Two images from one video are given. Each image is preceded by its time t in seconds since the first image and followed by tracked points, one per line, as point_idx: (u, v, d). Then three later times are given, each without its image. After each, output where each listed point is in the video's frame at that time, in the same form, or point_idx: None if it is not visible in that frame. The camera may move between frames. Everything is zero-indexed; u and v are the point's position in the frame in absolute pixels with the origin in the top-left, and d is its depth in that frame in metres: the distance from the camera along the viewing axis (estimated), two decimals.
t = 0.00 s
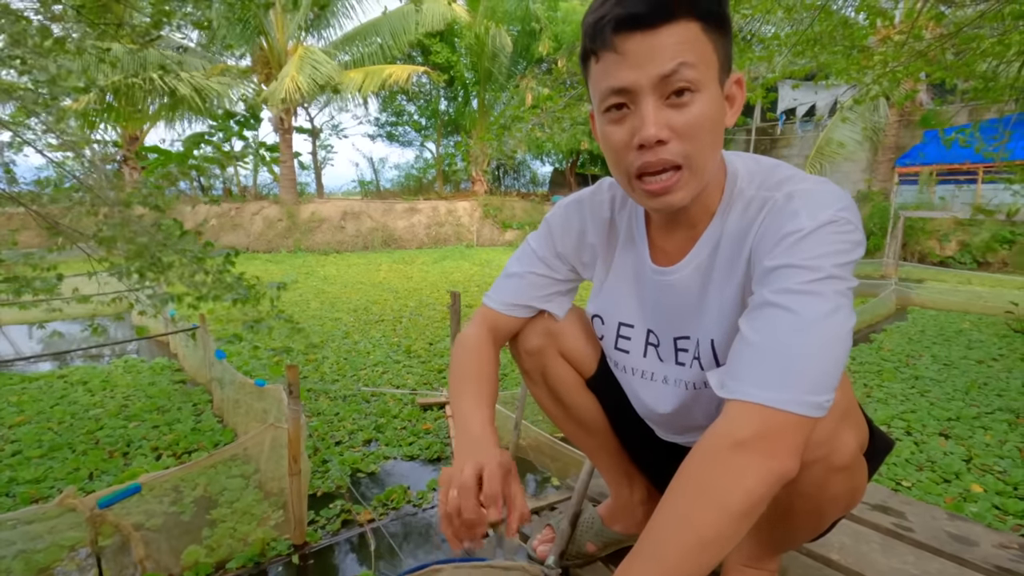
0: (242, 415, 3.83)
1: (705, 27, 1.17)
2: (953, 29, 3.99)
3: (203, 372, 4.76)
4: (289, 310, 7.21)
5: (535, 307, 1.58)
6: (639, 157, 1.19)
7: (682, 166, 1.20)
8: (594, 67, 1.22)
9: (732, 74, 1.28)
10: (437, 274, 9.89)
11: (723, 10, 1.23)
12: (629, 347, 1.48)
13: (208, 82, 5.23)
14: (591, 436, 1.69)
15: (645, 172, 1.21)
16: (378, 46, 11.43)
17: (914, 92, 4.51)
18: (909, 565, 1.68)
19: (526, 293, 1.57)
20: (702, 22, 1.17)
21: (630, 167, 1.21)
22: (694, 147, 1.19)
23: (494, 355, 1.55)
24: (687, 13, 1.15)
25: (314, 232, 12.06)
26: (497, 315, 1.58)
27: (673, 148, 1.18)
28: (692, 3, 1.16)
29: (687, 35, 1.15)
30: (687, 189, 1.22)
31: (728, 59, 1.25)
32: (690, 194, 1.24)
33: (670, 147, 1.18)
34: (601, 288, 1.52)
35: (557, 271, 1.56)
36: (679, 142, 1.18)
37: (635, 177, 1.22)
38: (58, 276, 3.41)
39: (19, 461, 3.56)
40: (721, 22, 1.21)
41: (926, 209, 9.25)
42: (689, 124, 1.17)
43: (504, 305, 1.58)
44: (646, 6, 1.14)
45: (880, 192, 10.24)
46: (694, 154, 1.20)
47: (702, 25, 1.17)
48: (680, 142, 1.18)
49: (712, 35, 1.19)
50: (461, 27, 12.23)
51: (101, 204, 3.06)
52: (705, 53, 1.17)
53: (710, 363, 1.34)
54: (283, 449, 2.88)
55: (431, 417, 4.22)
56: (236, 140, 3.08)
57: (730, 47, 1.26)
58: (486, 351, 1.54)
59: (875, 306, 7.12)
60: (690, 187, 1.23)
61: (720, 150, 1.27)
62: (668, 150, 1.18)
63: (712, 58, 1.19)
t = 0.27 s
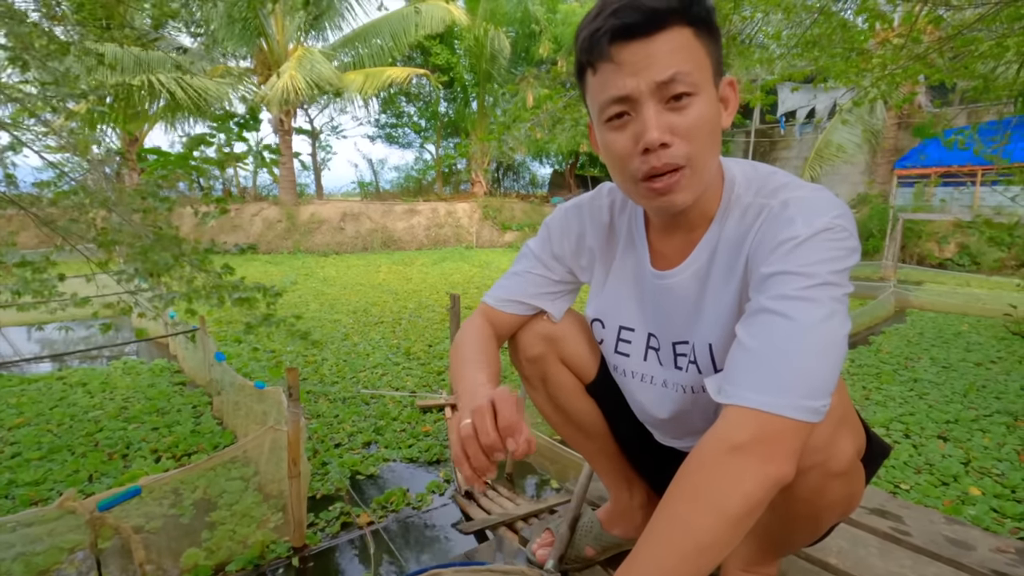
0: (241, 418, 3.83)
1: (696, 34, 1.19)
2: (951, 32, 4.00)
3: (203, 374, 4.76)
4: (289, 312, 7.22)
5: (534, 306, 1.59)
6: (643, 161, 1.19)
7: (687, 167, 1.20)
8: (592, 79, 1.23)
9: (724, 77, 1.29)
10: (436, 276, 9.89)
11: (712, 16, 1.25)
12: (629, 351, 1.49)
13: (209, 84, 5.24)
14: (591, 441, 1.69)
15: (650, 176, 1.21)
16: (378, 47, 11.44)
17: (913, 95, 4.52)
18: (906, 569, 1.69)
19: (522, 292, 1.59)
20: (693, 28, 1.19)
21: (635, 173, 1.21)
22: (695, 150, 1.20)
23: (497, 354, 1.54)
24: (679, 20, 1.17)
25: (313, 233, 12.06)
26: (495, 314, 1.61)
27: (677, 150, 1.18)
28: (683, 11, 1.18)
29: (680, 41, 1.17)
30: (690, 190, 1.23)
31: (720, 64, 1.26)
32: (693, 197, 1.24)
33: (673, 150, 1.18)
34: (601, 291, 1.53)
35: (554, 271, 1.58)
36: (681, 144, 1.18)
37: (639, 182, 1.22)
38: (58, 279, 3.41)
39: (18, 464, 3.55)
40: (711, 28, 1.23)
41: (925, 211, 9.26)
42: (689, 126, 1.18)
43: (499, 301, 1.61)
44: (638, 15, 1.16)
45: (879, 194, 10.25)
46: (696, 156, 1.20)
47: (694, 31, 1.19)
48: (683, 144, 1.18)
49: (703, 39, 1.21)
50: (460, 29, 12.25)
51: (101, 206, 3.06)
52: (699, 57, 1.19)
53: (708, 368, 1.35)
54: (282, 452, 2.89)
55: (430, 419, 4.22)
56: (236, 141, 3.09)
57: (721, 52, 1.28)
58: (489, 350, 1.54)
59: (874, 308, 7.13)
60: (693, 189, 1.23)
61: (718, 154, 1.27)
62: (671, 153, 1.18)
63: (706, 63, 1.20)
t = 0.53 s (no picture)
0: (240, 419, 3.83)
1: (695, 35, 1.20)
2: (950, 33, 4.00)
3: (202, 375, 4.76)
4: (289, 313, 7.22)
5: (540, 317, 1.55)
6: (640, 157, 1.19)
7: (682, 166, 1.20)
8: (592, 76, 1.23)
9: (722, 80, 1.29)
10: (436, 276, 9.90)
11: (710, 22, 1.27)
12: (629, 351, 1.49)
13: (209, 84, 5.24)
14: (591, 442, 1.69)
15: (647, 172, 1.20)
16: (378, 48, 11.45)
17: (912, 95, 4.52)
18: (905, 570, 1.68)
19: (527, 304, 1.53)
20: (692, 30, 1.20)
21: (631, 169, 1.21)
22: (692, 148, 1.20)
23: (496, 361, 1.53)
24: (678, 20, 1.18)
25: (313, 234, 12.07)
26: (499, 325, 1.55)
27: (675, 147, 1.18)
28: (682, 13, 1.19)
29: (680, 42, 1.18)
30: (686, 189, 1.22)
31: (718, 66, 1.27)
32: (687, 196, 1.24)
33: (670, 147, 1.18)
34: (601, 292, 1.52)
35: (558, 275, 1.53)
36: (678, 142, 1.18)
37: (636, 178, 1.22)
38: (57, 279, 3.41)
39: (17, 465, 3.55)
40: (710, 31, 1.24)
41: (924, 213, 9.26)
42: (686, 124, 1.18)
43: (506, 315, 1.54)
44: (639, 15, 1.17)
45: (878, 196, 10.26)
46: (692, 155, 1.20)
47: (694, 33, 1.20)
48: (680, 140, 1.18)
49: (702, 42, 1.21)
50: (460, 30, 12.26)
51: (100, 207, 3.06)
52: (697, 58, 1.19)
53: (707, 368, 1.35)
54: (282, 452, 2.88)
55: (430, 420, 4.22)
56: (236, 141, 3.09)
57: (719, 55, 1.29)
58: (488, 364, 1.51)
59: (873, 309, 7.12)
60: (688, 188, 1.23)
61: (714, 153, 1.28)
62: (668, 150, 1.18)
63: (704, 64, 1.21)
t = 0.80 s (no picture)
0: (240, 419, 3.82)
1: (723, 43, 1.19)
2: (950, 35, 4.01)
3: (202, 374, 4.76)
4: (288, 313, 7.22)
5: (540, 319, 1.53)
6: (637, 149, 1.19)
7: (677, 167, 1.20)
8: (613, 55, 1.22)
9: (735, 94, 1.28)
10: (436, 277, 9.90)
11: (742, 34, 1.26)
12: (625, 350, 1.48)
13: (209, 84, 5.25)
14: (588, 441, 1.69)
15: (639, 165, 1.21)
16: (378, 49, 11.44)
17: (912, 97, 4.53)
18: (905, 571, 1.68)
19: (526, 307, 1.51)
20: (721, 37, 1.19)
21: (625, 159, 1.21)
22: (692, 153, 1.19)
23: (496, 365, 1.51)
24: (709, 25, 1.17)
25: (312, 234, 12.07)
26: (499, 330, 1.53)
27: (673, 147, 1.18)
28: (716, 17, 1.17)
29: (705, 45, 1.16)
30: (677, 192, 1.22)
31: (738, 80, 1.26)
32: (678, 197, 1.24)
33: (669, 146, 1.17)
34: (597, 291, 1.52)
35: (557, 276, 1.52)
36: (678, 143, 1.18)
37: (628, 169, 1.22)
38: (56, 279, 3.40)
39: (16, 465, 3.55)
40: (738, 44, 1.23)
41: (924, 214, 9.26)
42: (690, 127, 1.17)
43: (505, 320, 1.52)
44: (675, 8, 1.16)
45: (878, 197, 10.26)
46: (690, 159, 1.20)
47: (721, 40, 1.18)
48: (680, 142, 1.18)
49: (727, 53, 1.20)
50: (461, 31, 12.27)
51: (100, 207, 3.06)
52: (718, 67, 1.18)
53: (701, 367, 1.34)
54: (281, 452, 2.88)
55: (429, 420, 4.21)
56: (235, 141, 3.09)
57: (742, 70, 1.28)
58: (486, 368, 1.49)
59: (873, 310, 7.13)
60: (681, 190, 1.23)
61: (715, 160, 1.28)
62: (665, 149, 1.18)
63: (723, 73, 1.20)
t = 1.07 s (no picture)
0: (241, 419, 3.82)
1: (732, 43, 1.19)
2: (952, 36, 4.00)
3: (203, 375, 4.76)
4: (289, 313, 7.22)
5: (546, 322, 1.52)
6: (643, 144, 1.19)
7: (683, 164, 1.19)
8: (621, 52, 1.22)
9: (742, 96, 1.28)
10: (437, 277, 9.90)
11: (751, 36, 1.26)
12: (630, 351, 1.48)
13: (210, 84, 5.24)
14: (591, 442, 1.69)
15: (645, 160, 1.20)
16: (380, 49, 11.44)
17: (914, 98, 4.53)
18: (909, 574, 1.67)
19: (532, 310, 1.50)
20: (730, 35, 1.19)
21: (631, 154, 1.21)
22: (699, 150, 1.19)
23: (503, 368, 1.50)
24: (718, 23, 1.17)
25: (313, 234, 12.07)
26: (505, 333, 1.52)
27: (679, 144, 1.17)
28: (726, 15, 1.18)
29: (712, 42, 1.17)
30: (683, 189, 1.22)
31: (746, 82, 1.26)
32: (684, 195, 1.23)
33: (675, 143, 1.17)
34: (602, 293, 1.51)
35: (563, 278, 1.52)
36: (685, 140, 1.18)
37: (634, 164, 1.22)
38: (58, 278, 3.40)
39: (17, 465, 3.55)
40: (747, 45, 1.24)
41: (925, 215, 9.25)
42: (697, 125, 1.17)
43: (511, 324, 1.51)
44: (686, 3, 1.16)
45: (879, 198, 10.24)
46: (697, 157, 1.20)
47: (730, 39, 1.19)
48: (686, 139, 1.17)
49: (735, 52, 1.21)
50: (462, 31, 12.27)
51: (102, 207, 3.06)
52: (726, 65, 1.19)
53: (706, 368, 1.34)
54: (282, 453, 2.88)
55: (430, 421, 4.21)
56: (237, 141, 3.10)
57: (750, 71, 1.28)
58: (492, 371, 1.48)
59: (874, 311, 7.12)
60: (686, 189, 1.23)
61: (721, 160, 1.27)
62: (671, 145, 1.18)
63: (731, 72, 1.20)
